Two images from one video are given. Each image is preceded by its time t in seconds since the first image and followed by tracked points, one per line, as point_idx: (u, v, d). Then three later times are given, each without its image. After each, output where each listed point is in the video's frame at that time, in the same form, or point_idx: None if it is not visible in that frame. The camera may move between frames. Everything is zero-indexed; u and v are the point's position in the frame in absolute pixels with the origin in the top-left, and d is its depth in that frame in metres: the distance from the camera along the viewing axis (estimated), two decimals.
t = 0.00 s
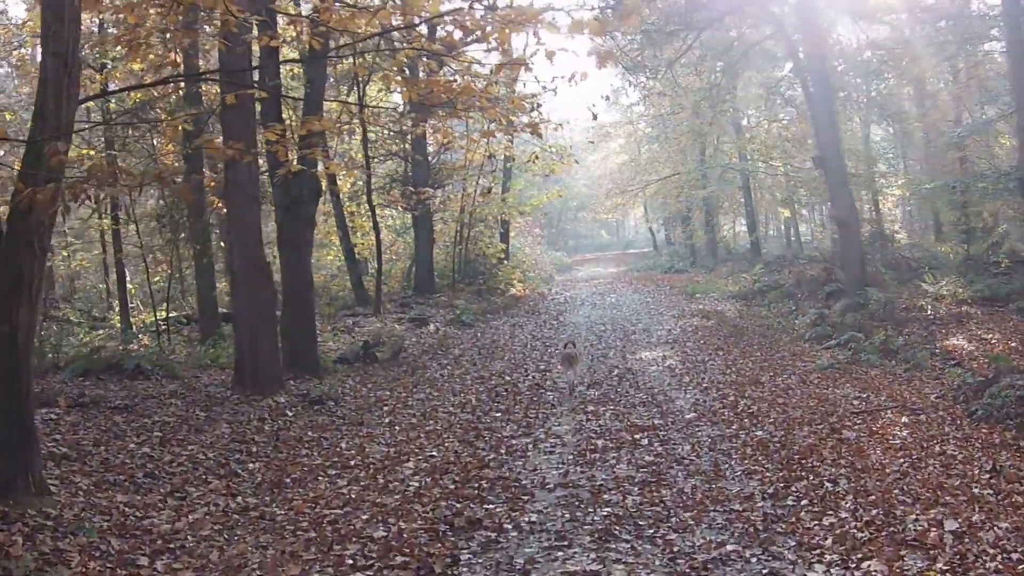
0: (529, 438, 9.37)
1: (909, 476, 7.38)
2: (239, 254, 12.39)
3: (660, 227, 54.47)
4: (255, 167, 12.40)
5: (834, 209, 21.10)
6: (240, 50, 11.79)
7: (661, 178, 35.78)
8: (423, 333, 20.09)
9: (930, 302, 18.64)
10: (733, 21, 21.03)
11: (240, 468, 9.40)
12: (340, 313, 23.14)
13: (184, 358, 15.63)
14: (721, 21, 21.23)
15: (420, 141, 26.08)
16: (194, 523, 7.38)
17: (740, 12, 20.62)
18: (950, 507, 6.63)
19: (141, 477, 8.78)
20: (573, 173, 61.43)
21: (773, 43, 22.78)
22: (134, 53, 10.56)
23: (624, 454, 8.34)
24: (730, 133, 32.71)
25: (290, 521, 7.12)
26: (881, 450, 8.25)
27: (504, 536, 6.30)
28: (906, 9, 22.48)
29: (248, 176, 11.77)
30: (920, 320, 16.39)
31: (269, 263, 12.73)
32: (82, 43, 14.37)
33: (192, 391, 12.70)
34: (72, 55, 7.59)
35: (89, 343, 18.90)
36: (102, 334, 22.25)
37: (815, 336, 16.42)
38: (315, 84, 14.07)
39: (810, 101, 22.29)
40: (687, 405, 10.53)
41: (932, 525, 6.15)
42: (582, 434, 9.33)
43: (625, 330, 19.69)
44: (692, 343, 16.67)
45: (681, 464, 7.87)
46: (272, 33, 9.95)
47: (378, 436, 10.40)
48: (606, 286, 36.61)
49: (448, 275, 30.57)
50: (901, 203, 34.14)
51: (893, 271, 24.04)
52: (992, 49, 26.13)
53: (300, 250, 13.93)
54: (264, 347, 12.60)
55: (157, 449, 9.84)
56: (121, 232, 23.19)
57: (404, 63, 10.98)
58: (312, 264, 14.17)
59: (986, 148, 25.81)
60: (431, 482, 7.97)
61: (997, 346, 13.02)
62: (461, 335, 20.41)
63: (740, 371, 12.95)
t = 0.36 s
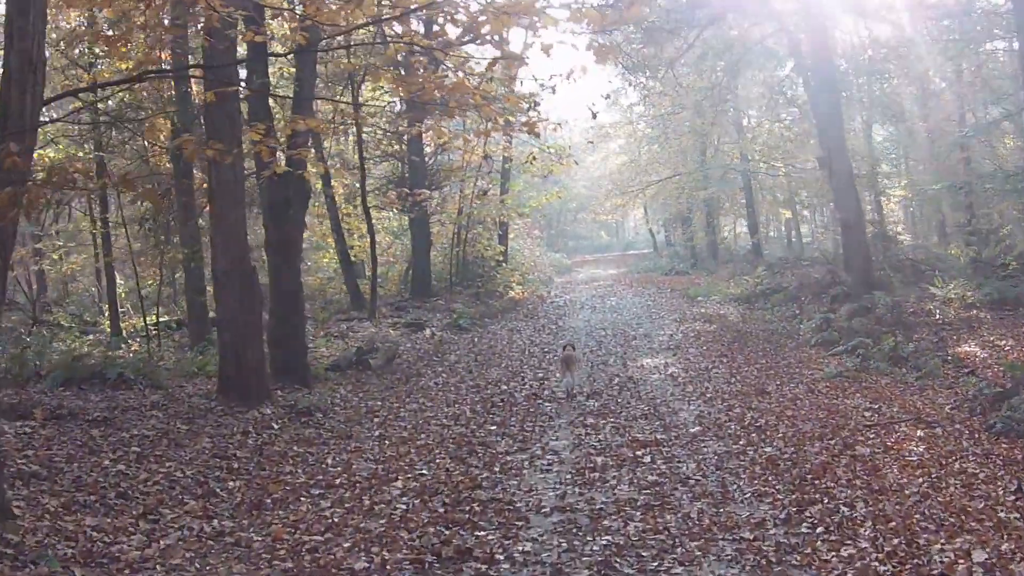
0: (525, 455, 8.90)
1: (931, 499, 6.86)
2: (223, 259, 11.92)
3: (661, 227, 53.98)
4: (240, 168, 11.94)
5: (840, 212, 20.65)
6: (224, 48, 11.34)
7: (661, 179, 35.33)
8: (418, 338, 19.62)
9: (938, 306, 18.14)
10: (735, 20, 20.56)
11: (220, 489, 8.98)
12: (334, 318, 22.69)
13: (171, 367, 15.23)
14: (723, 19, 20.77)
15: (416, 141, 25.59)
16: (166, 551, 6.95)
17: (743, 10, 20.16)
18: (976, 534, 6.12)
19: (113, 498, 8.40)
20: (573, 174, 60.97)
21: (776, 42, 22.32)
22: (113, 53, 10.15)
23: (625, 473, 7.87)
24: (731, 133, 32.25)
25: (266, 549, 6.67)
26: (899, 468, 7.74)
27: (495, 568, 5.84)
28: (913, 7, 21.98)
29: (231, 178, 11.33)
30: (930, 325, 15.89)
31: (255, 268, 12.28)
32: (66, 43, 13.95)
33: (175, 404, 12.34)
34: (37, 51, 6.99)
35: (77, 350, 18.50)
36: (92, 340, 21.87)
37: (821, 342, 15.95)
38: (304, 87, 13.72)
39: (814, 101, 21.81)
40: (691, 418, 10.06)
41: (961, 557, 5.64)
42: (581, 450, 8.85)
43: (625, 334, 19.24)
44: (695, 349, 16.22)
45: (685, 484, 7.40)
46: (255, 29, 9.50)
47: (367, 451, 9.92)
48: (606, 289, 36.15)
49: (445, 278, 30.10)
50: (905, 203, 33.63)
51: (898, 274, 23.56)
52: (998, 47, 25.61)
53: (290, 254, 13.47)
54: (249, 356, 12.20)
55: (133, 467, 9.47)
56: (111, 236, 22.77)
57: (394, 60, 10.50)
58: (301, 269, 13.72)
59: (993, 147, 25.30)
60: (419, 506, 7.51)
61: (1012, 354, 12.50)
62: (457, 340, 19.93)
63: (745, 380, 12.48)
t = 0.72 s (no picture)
0: (506, 470, 8.44)
1: (937, 523, 6.36)
2: (197, 262, 11.46)
3: (659, 228, 53.50)
4: (216, 167, 11.48)
5: (841, 213, 20.16)
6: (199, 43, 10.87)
7: (658, 180, 34.86)
8: (406, 342, 19.13)
9: (940, 311, 17.68)
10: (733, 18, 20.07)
11: (185, 507, 8.52)
12: (323, 321, 22.23)
13: (149, 373, 14.77)
14: (721, 16, 20.27)
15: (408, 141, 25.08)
16: None
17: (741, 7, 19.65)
18: (986, 564, 5.61)
19: (71, 516, 7.91)
20: (570, 174, 60.61)
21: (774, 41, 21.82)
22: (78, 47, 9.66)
23: (611, 492, 7.41)
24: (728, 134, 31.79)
25: None
26: (902, 487, 7.24)
27: None
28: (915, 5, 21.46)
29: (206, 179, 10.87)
30: (932, 330, 15.41)
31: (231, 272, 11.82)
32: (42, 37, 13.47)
33: (149, 414, 11.87)
34: None
35: (57, 354, 18.05)
36: (76, 344, 21.40)
37: (820, 348, 15.47)
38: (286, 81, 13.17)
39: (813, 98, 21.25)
40: (684, 430, 9.57)
41: None
42: (566, 466, 8.38)
43: (619, 339, 18.79)
44: (690, 354, 15.76)
45: (674, 506, 6.96)
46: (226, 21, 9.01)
47: (342, 466, 9.46)
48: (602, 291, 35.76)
49: (438, 280, 29.65)
50: (905, 205, 33.17)
51: (898, 277, 23.13)
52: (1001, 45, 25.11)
53: (269, 257, 13.03)
54: (224, 364, 11.76)
55: (97, 482, 9.02)
56: (95, 238, 22.29)
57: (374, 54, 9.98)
58: (282, 272, 13.26)
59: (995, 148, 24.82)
60: (390, 528, 7.06)
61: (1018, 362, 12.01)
62: (447, 344, 19.45)
63: (741, 389, 11.98)
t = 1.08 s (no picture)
0: (481, 487, 7.95)
1: (939, 550, 5.86)
2: (165, 264, 10.97)
3: (657, 228, 52.94)
4: (186, 165, 11.01)
5: (839, 214, 19.66)
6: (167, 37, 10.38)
7: (654, 179, 34.29)
8: (393, 346, 18.61)
9: (941, 313, 17.19)
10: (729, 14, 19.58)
11: (140, 525, 8.02)
12: (310, 324, 21.75)
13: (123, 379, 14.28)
14: (717, 12, 19.76)
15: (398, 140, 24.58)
16: None
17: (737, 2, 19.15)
18: None
19: (16, 536, 7.41)
20: (567, 174, 60.13)
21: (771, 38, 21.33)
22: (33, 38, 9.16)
23: (590, 512, 6.92)
24: (725, 133, 31.31)
25: None
26: (901, 507, 6.74)
27: None
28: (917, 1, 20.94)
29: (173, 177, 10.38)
30: (933, 335, 14.90)
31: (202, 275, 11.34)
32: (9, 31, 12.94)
33: (117, 422, 11.38)
34: None
35: (33, 359, 17.55)
36: (57, 346, 20.91)
37: (817, 352, 14.95)
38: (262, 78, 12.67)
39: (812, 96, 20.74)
40: (671, 442, 9.07)
41: None
42: (545, 482, 7.88)
43: (611, 342, 18.28)
44: (683, 359, 15.26)
45: (655, 529, 6.48)
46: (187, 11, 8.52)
47: (311, 480, 8.97)
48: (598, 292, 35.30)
49: (430, 281, 29.16)
50: (905, 205, 32.68)
51: (898, 278, 22.63)
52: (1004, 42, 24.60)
53: (243, 258, 12.53)
54: (194, 370, 11.25)
55: (51, 497, 8.52)
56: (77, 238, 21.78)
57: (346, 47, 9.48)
58: (258, 276, 12.78)
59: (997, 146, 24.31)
60: (351, 551, 6.57)
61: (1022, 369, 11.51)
62: (435, 347, 18.95)
63: (734, 397, 11.46)
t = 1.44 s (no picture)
0: (454, 503, 7.46)
1: None
2: (132, 269, 10.45)
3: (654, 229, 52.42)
4: (151, 165, 10.49)
5: (837, 213, 19.16)
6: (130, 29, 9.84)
7: (651, 179, 33.75)
8: (378, 350, 18.09)
9: (942, 316, 16.67)
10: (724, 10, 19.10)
11: (91, 544, 7.47)
12: (296, 326, 21.24)
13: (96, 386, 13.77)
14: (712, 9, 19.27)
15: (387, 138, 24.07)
16: None
17: None
18: None
19: None
20: (564, 175, 59.62)
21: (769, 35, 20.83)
22: None
23: (566, 535, 6.44)
24: (722, 133, 30.81)
25: None
26: (902, 530, 6.24)
27: None
28: None
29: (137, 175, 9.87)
30: (935, 339, 14.39)
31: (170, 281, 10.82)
32: None
33: (82, 431, 10.87)
34: None
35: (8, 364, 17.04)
36: (37, 350, 20.40)
37: (815, 356, 14.43)
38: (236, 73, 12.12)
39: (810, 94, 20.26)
40: (658, 455, 8.57)
41: None
42: (521, 500, 7.38)
43: (603, 346, 17.82)
44: (676, 364, 14.78)
45: (636, 554, 6.00)
46: None
47: (276, 495, 8.48)
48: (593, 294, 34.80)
49: (422, 282, 28.65)
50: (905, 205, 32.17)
51: (898, 280, 22.12)
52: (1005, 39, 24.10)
53: (216, 261, 11.99)
54: (161, 378, 10.73)
55: None
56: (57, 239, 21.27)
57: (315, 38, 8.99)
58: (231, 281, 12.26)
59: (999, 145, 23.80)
60: None
61: None
62: (422, 351, 18.44)
63: (727, 405, 10.95)
